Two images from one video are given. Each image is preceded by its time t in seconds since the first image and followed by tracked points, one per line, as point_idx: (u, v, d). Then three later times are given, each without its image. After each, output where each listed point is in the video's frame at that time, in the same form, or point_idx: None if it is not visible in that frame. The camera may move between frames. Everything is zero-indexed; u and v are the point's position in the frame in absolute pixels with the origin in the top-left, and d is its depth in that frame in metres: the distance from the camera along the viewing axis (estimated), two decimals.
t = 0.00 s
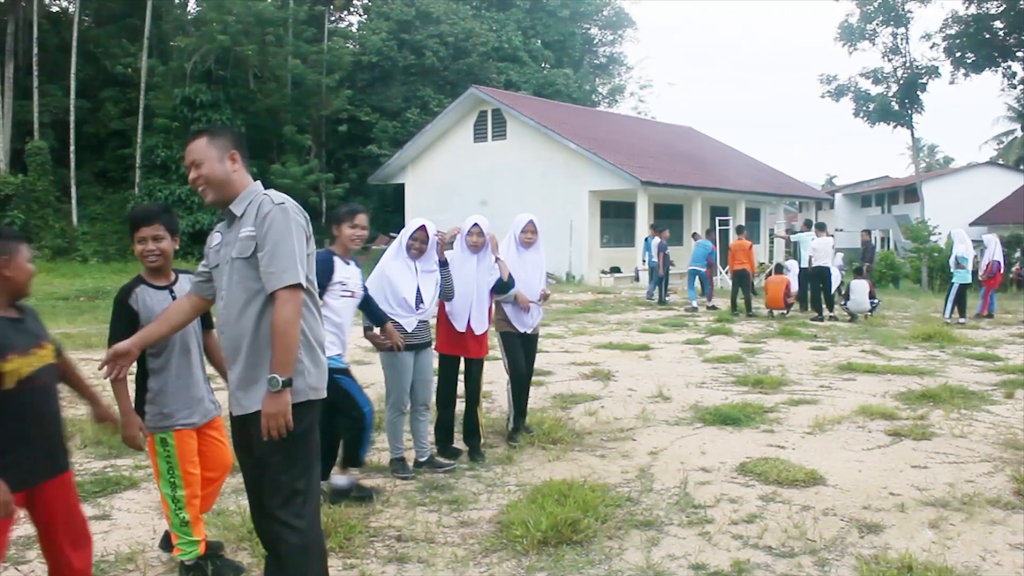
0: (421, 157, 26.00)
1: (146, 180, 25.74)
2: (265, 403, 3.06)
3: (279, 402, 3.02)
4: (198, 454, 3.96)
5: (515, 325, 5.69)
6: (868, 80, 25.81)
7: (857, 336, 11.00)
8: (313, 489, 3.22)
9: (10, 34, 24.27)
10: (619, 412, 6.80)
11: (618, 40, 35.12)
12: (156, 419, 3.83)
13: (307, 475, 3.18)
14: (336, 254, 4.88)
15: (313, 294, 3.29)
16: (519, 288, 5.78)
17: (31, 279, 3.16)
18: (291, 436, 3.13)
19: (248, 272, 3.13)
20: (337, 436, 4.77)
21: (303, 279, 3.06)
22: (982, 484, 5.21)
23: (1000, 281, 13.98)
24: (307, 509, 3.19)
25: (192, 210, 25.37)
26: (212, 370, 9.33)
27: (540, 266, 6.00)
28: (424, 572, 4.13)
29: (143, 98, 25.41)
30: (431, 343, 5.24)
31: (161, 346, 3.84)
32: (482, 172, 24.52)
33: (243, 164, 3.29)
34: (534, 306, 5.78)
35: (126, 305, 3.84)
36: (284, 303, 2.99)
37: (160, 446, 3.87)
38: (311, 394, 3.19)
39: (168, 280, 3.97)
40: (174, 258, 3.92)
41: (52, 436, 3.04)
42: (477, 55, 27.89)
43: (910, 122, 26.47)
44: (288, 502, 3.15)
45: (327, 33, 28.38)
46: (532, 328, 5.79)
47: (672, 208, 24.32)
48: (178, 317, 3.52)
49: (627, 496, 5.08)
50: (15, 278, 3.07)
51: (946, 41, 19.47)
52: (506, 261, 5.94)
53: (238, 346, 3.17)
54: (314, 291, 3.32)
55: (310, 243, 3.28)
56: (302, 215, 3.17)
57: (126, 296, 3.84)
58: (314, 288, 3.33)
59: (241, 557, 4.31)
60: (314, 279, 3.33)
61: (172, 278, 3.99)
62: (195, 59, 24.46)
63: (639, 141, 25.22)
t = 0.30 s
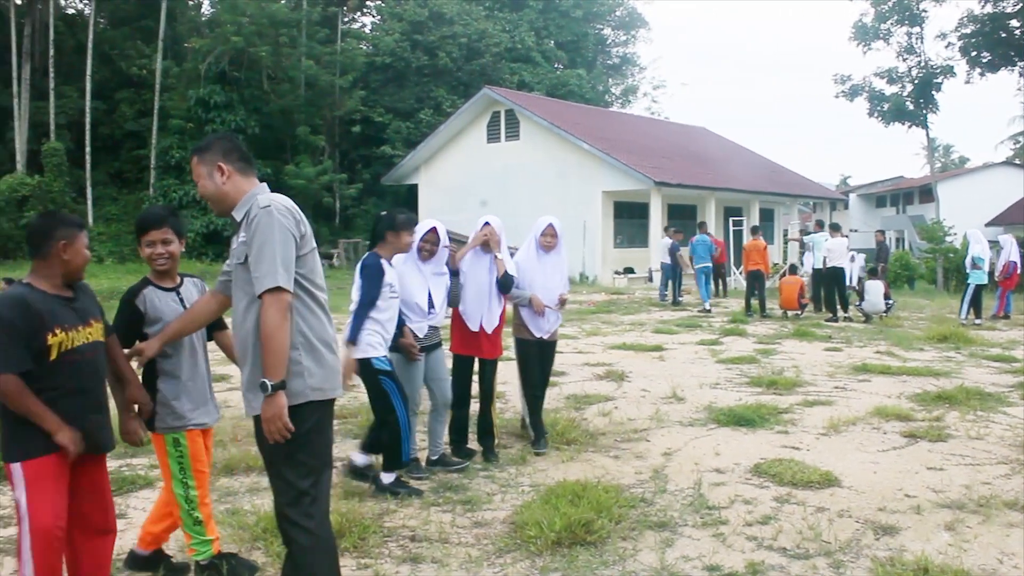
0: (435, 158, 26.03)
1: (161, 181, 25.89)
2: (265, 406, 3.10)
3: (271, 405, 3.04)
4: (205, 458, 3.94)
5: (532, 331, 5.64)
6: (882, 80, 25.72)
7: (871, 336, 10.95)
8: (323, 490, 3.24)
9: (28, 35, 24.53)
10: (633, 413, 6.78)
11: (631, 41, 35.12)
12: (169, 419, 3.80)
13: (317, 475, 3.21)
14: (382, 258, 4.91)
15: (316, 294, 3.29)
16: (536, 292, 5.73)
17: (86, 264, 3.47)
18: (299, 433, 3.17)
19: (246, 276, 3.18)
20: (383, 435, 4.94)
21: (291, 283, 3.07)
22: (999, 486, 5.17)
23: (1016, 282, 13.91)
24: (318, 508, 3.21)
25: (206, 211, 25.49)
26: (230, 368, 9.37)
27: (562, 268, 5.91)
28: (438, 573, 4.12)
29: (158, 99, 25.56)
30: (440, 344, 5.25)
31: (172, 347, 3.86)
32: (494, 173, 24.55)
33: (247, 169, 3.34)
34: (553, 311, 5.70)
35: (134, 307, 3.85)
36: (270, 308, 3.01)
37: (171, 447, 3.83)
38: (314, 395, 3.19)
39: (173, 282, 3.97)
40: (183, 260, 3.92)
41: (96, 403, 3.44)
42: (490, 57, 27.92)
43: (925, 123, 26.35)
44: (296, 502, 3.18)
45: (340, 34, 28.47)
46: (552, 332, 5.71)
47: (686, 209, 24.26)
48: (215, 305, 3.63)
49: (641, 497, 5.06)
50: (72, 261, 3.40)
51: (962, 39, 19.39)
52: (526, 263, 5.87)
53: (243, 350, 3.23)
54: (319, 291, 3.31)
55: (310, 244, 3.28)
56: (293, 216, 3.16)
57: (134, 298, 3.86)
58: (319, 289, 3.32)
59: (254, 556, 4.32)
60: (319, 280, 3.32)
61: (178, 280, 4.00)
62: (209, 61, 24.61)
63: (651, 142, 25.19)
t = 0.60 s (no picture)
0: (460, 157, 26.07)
1: (188, 182, 26.12)
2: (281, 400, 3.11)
3: (274, 391, 3.06)
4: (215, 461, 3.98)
5: (560, 331, 5.62)
6: (909, 78, 25.51)
7: (898, 337, 10.86)
8: (349, 487, 3.24)
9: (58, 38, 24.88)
10: (658, 413, 6.76)
11: (655, 40, 35.04)
12: (179, 418, 3.82)
13: (343, 473, 3.21)
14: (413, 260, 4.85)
15: (337, 287, 3.30)
16: (565, 292, 5.70)
17: (99, 266, 3.48)
18: (323, 431, 3.17)
19: (264, 275, 3.22)
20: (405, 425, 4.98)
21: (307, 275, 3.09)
22: None
23: None
24: (345, 505, 3.21)
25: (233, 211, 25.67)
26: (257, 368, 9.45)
27: (592, 270, 5.86)
28: (463, 573, 4.12)
29: (185, 101, 25.81)
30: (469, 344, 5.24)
31: (187, 350, 3.88)
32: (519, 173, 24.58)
33: (268, 173, 3.41)
34: (581, 312, 5.66)
35: (155, 305, 3.83)
36: (284, 299, 3.03)
37: (187, 444, 3.85)
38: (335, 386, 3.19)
39: (186, 285, 3.99)
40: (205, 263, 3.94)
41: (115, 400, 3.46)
42: (514, 56, 27.95)
43: (954, 121, 26.10)
44: (323, 499, 3.19)
45: (365, 36, 28.57)
46: (581, 333, 5.68)
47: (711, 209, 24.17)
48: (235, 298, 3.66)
49: (666, 499, 5.04)
50: (82, 265, 3.40)
51: (991, 36, 19.20)
52: (556, 263, 5.82)
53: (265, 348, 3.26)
54: (340, 286, 3.32)
55: (329, 240, 3.30)
56: (308, 210, 3.19)
57: (155, 295, 3.83)
58: (340, 282, 3.33)
59: (280, 555, 4.34)
60: (339, 274, 3.34)
61: (189, 285, 4.02)
62: (235, 62, 24.86)
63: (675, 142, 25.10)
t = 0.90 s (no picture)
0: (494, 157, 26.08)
1: (224, 182, 26.41)
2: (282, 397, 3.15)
3: (278, 397, 3.10)
4: (237, 462, 3.99)
5: (601, 328, 5.63)
6: (948, 76, 25.18)
7: (935, 338, 10.72)
8: (381, 483, 3.24)
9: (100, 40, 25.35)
10: (692, 413, 6.73)
11: (689, 38, 34.90)
12: (208, 419, 3.86)
13: (373, 470, 3.21)
14: (435, 260, 4.92)
15: (358, 291, 3.28)
16: (604, 291, 5.69)
17: (111, 260, 3.55)
18: (351, 428, 3.19)
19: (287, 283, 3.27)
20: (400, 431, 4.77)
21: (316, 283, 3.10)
22: None
23: None
24: (381, 499, 3.23)
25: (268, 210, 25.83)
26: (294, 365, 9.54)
27: (634, 269, 5.83)
28: (496, 571, 4.12)
29: (222, 101, 26.13)
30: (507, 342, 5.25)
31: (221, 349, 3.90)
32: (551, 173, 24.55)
33: (292, 179, 3.43)
34: (622, 310, 5.65)
35: (184, 306, 3.82)
36: (289, 310, 3.05)
37: (206, 444, 3.87)
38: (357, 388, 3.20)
39: (219, 283, 3.99)
40: (236, 260, 3.96)
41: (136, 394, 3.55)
42: (548, 56, 27.98)
43: (994, 119, 25.71)
44: (358, 493, 3.19)
45: (399, 36, 28.72)
46: (622, 331, 5.67)
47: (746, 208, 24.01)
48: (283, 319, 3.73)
49: (700, 499, 5.02)
50: (92, 261, 3.47)
51: None
52: (597, 263, 5.82)
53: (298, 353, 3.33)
54: (363, 288, 3.30)
55: (348, 242, 3.28)
56: (316, 215, 3.18)
57: (186, 297, 3.82)
58: (363, 285, 3.31)
59: (315, 552, 4.37)
60: (363, 276, 3.31)
61: (223, 282, 4.02)
62: (270, 63, 25.20)
63: (707, 140, 24.94)
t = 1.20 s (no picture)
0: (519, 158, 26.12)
1: (252, 182, 26.55)
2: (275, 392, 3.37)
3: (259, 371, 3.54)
4: (265, 463, 4.01)
5: (629, 329, 5.62)
6: (979, 73, 24.93)
7: (967, 339, 10.62)
8: (381, 488, 3.23)
9: (130, 42, 25.58)
10: (718, 414, 6.70)
11: (715, 38, 34.83)
12: (236, 418, 3.87)
13: (368, 477, 3.21)
14: (433, 253, 4.93)
15: (357, 298, 3.26)
16: (634, 292, 5.67)
17: (144, 254, 3.60)
18: (347, 434, 3.23)
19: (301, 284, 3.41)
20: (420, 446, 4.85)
21: (292, 295, 3.23)
22: None
23: None
24: (383, 504, 3.22)
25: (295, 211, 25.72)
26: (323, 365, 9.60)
27: (664, 269, 5.81)
28: (523, 571, 4.12)
29: (249, 103, 26.30)
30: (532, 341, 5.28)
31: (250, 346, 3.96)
32: (579, 173, 24.51)
33: (338, 170, 3.44)
34: (651, 312, 5.64)
35: (217, 303, 3.92)
36: (265, 313, 3.27)
37: (235, 445, 3.90)
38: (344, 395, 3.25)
39: (253, 281, 4.05)
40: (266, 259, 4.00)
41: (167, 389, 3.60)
42: (573, 56, 28.01)
43: None
44: (363, 498, 3.22)
45: (425, 36, 28.79)
46: (651, 332, 5.66)
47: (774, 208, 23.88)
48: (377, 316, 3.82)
49: (726, 500, 4.99)
50: (124, 256, 3.54)
51: None
52: (627, 262, 5.81)
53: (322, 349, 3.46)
54: (364, 294, 3.27)
55: (350, 248, 3.25)
56: (307, 224, 3.22)
57: (217, 293, 3.92)
58: (366, 292, 3.27)
59: (341, 551, 4.39)
60: (366, 282, 3.27)
61: (256, 282, 4.08)
62: (297, 65, 25.41)
63: (733, 140, 24.82)
